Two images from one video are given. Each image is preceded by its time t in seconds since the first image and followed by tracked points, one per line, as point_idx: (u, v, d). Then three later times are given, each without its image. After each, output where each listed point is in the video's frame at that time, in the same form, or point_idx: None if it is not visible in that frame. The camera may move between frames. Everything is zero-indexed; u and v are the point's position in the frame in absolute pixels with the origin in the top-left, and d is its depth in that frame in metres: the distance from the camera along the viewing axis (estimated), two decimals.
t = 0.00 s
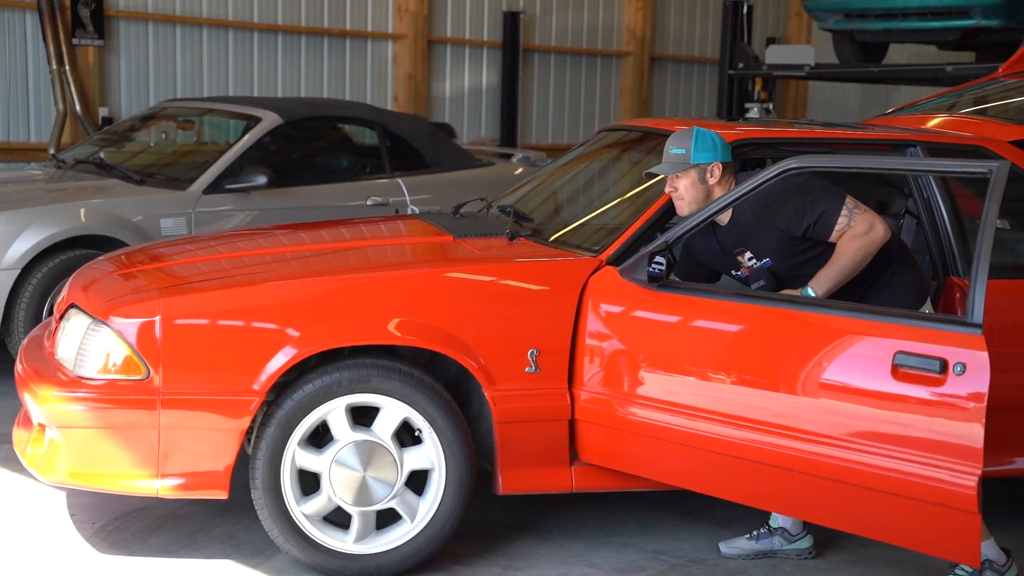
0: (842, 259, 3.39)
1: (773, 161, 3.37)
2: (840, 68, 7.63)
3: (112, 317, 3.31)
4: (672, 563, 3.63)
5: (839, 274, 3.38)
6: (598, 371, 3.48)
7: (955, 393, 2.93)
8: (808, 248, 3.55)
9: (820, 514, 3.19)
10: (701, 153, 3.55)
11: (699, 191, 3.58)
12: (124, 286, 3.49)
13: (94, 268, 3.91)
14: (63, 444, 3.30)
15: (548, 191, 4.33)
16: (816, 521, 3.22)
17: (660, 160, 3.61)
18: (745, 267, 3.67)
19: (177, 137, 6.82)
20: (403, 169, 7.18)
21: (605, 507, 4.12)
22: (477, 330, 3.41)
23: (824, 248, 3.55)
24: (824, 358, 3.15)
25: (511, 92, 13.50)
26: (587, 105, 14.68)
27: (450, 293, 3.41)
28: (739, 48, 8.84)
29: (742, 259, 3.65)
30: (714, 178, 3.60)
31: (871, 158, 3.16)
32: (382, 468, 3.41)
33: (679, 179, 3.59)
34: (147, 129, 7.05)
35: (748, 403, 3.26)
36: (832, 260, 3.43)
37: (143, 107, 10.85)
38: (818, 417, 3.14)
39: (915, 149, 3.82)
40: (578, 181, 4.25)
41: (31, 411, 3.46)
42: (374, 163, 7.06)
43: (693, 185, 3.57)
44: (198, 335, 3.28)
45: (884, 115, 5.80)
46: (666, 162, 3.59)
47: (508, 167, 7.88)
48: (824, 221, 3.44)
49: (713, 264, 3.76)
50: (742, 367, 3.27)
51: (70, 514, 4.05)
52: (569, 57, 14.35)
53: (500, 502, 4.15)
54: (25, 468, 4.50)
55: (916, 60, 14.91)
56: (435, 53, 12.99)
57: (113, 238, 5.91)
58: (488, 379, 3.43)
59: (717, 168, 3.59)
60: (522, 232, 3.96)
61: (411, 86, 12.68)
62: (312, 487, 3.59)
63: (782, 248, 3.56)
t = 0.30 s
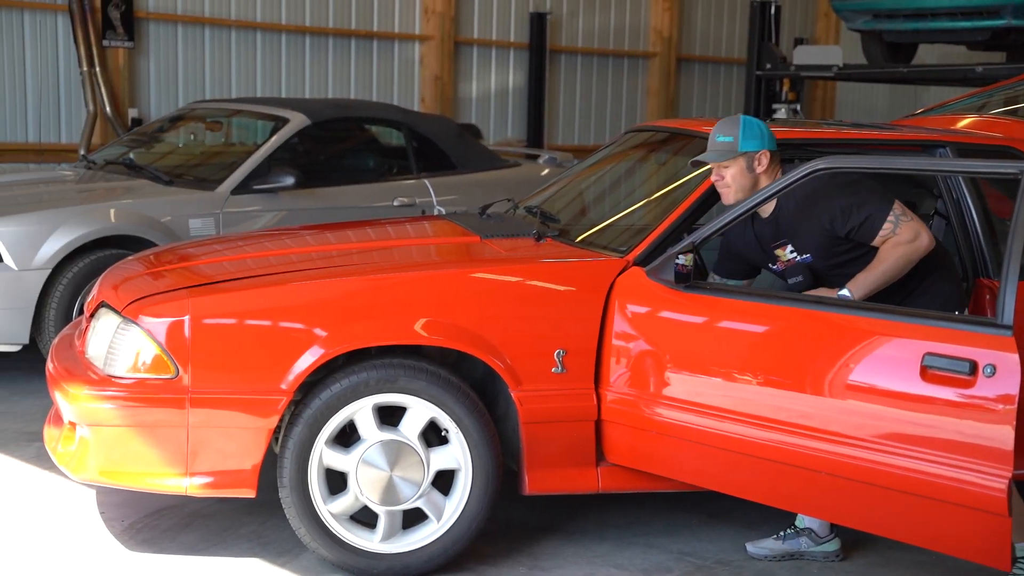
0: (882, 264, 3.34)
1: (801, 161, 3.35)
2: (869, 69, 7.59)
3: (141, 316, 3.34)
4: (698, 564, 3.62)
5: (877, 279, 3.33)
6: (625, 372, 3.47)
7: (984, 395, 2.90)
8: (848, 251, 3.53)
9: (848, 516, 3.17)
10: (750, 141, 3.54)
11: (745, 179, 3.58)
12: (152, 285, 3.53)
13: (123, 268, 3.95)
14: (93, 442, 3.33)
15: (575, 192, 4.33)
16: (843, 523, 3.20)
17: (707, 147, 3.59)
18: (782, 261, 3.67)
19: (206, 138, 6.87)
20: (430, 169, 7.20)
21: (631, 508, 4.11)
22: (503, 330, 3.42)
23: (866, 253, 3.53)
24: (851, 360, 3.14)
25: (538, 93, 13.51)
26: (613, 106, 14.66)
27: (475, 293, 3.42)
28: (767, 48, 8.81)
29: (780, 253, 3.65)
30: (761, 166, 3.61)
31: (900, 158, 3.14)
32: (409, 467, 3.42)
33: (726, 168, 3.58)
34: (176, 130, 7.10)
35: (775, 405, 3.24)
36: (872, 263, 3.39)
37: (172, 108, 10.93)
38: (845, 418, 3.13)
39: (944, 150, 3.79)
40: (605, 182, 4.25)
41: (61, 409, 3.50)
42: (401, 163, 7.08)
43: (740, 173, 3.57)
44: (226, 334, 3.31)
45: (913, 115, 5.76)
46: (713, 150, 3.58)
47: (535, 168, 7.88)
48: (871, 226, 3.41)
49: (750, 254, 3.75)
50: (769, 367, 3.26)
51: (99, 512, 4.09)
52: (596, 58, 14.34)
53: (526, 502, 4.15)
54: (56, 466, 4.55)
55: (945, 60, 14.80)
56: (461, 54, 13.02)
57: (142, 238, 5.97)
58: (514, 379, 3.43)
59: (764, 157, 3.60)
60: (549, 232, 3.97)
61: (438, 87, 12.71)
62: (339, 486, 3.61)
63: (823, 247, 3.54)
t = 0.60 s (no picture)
0: (997, 243, 3.26)
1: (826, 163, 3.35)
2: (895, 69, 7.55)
3: (167, 316, 3.37)
4: (721, 566, 3.61)
5: (986, 258, 3.26)
6: (648, 372, 3.47)
7: (1011, 397, 2.88)
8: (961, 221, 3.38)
9: (873, 518, 3.15)
10: (911, 71, 3.50)
11: (899, 111, 3.54)
12: (178, 285, 3.55)
13: (149, 268, 3.98)
14: (119, 441, 3.36)
15: (598, 193, 4.32)
16: (868, 525, 3.18)
17: (868, 70, 3.52)
18: (880, 212, 3.50)
19: (230, 139, 6.91)
20: (453, 170, 7.22)
21: (654, 509, 4.11)
22: (527, 331, 3.42)
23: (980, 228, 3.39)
24: (876, 362, 3.12)
25: (560, 95, 13.52)
26: (636, 106, 14.64)
27: (499, 293, 3.42)
28: (791, 49, 8.78)
29: (884, 201, 3.48)
30: (912, 102, 3.57)
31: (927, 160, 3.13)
32: (432, 467, 3.43)
33: (884, 96, 3.52)
34: (201, 131, 7.15)
35: (799, 406, 3.23)
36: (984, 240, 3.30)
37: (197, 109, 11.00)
38: (869, 420, 3.11)
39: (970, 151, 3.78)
40: (627, 183, 4.25)
41: (88, 408, 3.53)
42: (424, 164, 7.10)
43: (897, 103, 3.52)
44: (251, 334, 3.33)
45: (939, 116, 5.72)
46: (874, 73, 3.50)
47: (557, 169, 7.89)
48: (1001, 200, 3.29)
49: (851, 208, 3.66)
50: (793, 369, 3.25)
51: (125, 510, 4.13)
52: (619, 59, 14.33)
53: (548, 502, 4.15)
54: (82, 465, 4.59)
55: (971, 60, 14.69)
56: (484, 55, 13.04)
57: (168, 238, 6.02)
58: (537, 380, 3.44)
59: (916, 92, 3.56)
60: (573, 232, 3.97)
61: (461, 88, 12.73)
62: (363, 486, 3.62)
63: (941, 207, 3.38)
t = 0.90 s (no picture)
0: None
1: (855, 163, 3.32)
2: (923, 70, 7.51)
3: (195, 315, 3.39)
4: (747, 567, 3.60)
5: None
6: (674, 373, 3.46)
7: None
8: None
9: (901, 520, 3.13)
10: None
11: None
12: (205, 285, 3.57)
13: (176, 268, 4.00)
14: (147, 439, 3.39)
15: (624, 195, 4.32)
16: (896, 528, 3.16)
17: None
18: None
19: (257, 140, 6.95)
20: (479, 171, 7.23)
21: (680, 510, 4.10)
22: (552, 331, 3.42)
23: None
24: (904, 363, 3.10)
25: (586, 95, 13.51)
26: (662, 107, 14.61)
27: (524, 294, 3.42)
28: (818, 49, 8.75)
29: None
30: None
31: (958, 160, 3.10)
32: (459, 467, 3.44)
33: None
34: (227, 132, 7.19)
35: (827, 408, 3.21)
36: None
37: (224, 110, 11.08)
38: (897, 422, 3.09)
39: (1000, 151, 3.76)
40: (653, 184, 4.23)
41: (117, 406, 3.56)
42: (450, 165, 7.11)
43: None
44: (278, 333, 3.34)
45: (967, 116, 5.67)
46: None
47: (583, 170, 7.89)
48: None
49: None
50: (820, 370, 3.23)
51: (153, 508, 4.16)
52: (645, 60, 14.30)
53: (573, 503, 4.15)
54: (110, 463, 4.63)
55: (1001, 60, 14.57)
56: (510, 56, 13.05)
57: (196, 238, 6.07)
58: (563, 380, 3.44)
59: None
60: (599, 233, 3.96)
61: (486, 89, 12.74)
62: (389, 485, 3.63)
63: None
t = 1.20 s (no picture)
0: None
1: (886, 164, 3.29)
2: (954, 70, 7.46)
3: (225, 315, 3.42)
4: (776, 570, 3.58)
5: None
6: (703, 375, 3.44)
7: None
8: None
9: (932, 523, 3.12)
10: None
11: None
12: (233, 285, 3.60)
13: (205, 268, 4.04)
14: (178, 438, 3.42)
15: (652, 196, 4.31)
16: (927, 531, 3.15)
17: None
18: None
19: (285, 141, 6.99)
20: (506, 171, 7.24)
21: (707, 512, 4.08)
22: (580, 332, 3.42)
23: None
24: (935, 364, 3.10)
25: (613, 96, 13.49)
26: (689, 108, 14.57)
27: (552, 294, 3.43)
28: (847, 50, 8.71)
29: None
30: None
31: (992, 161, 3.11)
32: (487, 468, 3.45)
33: None
34: (256, 133, 7.24)
35: (856, 410, 3.19)
36: None
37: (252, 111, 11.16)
38: (928, 424, 3.08)
39: None
40: (680, 186, 4.22)
41: (147, 406, 3.59)
42: (477, 166, 7.13)
43: None
44: (307, 333, 3.36)
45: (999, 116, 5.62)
46: None
47: (610, 170, 7.89)
48: None
49: None
50: (850, 372, 3.21)
51: (182, 507, 4.19)
52: (672, 61, 14.27)
53: (601, 504, 4.14)
54: (140, 462, 4.67)
55: None
56: (537, 57, 13.06)
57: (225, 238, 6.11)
58: (591, 381, 3.43)
59: None
60: (626, 234, 3.96)
61: (513, 90, 12.75)
62: (417, 485, 3.65)
63: None
